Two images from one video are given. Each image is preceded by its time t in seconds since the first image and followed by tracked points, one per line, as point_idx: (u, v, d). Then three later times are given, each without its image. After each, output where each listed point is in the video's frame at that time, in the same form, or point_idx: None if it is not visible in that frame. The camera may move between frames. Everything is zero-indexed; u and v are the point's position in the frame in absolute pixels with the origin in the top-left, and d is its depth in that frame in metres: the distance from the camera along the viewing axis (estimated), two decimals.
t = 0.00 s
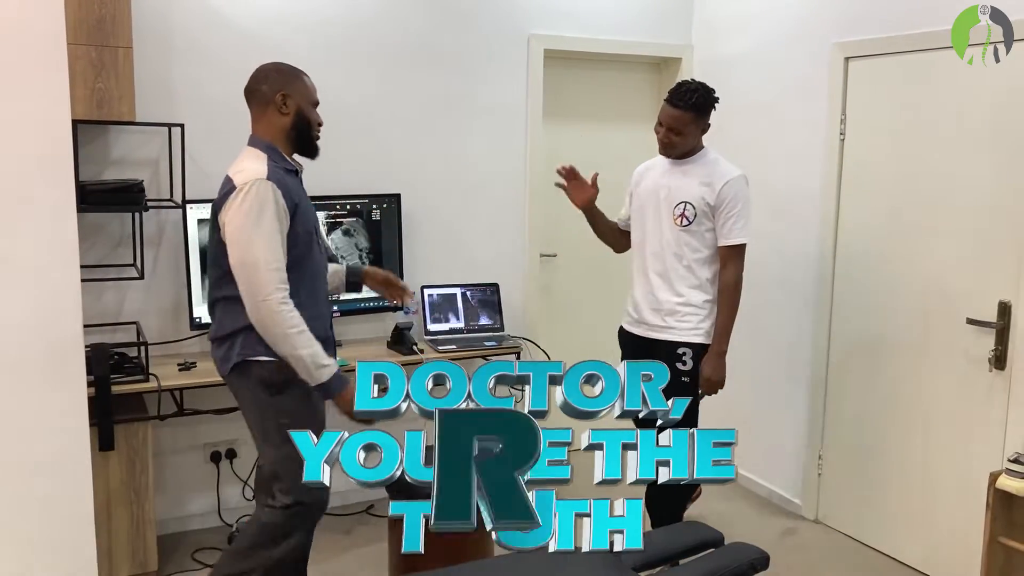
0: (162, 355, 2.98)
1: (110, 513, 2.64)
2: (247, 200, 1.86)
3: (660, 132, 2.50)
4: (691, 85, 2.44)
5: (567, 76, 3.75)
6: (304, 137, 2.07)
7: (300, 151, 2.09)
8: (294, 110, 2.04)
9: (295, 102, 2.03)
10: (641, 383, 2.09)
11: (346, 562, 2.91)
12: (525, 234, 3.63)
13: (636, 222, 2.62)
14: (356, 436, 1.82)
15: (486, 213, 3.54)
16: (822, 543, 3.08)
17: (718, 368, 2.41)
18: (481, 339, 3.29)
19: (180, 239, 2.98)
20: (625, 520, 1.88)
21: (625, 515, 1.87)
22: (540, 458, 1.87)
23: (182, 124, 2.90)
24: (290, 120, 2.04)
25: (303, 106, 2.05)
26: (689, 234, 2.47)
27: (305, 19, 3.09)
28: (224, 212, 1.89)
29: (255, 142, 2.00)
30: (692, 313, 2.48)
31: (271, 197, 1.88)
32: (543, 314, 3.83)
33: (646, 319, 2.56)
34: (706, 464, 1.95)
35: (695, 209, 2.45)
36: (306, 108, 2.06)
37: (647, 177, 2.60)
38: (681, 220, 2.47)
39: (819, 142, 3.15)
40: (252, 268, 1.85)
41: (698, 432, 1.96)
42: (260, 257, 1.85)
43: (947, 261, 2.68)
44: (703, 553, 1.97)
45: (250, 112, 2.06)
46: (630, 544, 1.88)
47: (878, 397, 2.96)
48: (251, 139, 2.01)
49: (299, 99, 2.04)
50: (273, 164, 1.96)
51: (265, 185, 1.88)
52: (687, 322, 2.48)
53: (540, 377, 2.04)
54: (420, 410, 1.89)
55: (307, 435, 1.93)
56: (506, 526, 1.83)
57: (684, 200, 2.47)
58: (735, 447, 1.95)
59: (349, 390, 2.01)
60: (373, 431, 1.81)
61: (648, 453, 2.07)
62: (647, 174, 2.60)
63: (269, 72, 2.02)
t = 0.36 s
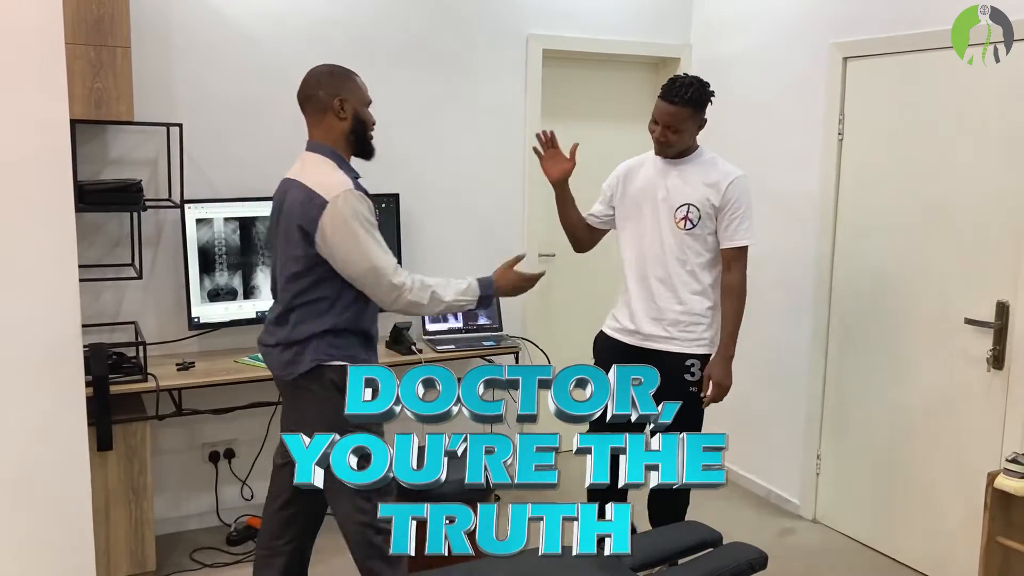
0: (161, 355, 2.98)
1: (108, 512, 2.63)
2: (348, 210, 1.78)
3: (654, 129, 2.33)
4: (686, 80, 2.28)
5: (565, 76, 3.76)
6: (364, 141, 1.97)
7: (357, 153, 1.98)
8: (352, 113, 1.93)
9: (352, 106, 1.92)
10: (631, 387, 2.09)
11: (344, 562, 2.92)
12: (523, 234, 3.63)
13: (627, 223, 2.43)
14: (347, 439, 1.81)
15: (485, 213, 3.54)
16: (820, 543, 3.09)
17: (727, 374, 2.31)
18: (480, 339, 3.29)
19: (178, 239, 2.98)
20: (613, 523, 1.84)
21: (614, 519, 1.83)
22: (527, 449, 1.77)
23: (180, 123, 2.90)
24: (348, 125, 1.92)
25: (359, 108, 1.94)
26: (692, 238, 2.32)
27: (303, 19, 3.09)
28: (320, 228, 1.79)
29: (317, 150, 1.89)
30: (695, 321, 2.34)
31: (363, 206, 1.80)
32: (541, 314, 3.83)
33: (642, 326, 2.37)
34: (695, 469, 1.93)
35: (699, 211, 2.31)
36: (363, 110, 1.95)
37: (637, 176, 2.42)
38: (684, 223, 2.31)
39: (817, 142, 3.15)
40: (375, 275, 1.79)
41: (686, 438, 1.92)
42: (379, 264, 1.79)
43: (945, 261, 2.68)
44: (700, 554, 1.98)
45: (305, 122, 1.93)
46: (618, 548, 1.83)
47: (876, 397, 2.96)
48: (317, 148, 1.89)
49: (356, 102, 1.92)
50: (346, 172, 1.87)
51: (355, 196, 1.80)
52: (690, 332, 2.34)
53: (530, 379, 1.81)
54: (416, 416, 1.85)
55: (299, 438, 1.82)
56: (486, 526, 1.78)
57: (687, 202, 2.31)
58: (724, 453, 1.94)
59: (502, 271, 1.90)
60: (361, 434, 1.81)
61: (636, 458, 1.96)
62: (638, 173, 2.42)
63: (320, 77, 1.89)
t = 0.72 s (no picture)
0: (160, 355, 2.97)
1: (106, 512, 2.63)
2: (452, 217, 1.83)
3: (622, 135, 2.17)
4: (651, 81, 2.15)
5: (564, 77, 3.76)
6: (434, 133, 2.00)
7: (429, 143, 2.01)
8: (427, 108, 1.94)
9: (429, 101, 1.93)
10: (631, 383, 1.95)
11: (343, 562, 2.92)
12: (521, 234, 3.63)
13: (598, 237, 2.24)
14: (344, 436, 1.76)
15: (484, 213, 3.54)
16: (818, 543, 3.09)
17: (736, 371, 2.32)
18: (478, 339, 3.29)
19: (176, 239, 2.98)
20: (614, 524, 1.79)
21: (614, 520, 1.78)
22: (526, 447, 1.74)
23: (179, 123, 2.90)
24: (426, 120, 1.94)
25: (434, 101, 1.96)
26: (673, 247, 2.21)
27: (302, 19, 3.09)
28: (426, 237, 1.82)
29: (394, 148, 1.88)
30: (682, 332, 2.25)
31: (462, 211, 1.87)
32: (540, 315, 3.83)
33: (630, 344, 2.23)
34: (700, 468, 1.84)
35: (677, 217, 2.19)
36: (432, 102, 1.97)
37: (601, 186, 2.22)
38: (665, 233, 2.18)
39: (816, 142, 3.15)
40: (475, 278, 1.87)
41: (689, 436, 1.86)
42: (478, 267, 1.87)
43: (944, 260, 2.68)
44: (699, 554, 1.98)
45: (379, 122, 1.91)
46: (619, 549, 1.79)
47: (874, 397, 2.96)
48: (408, 145, 1.89)
49: (432, 97, 1.94)
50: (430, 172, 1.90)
51: (456, 203, 1.85)
52: (679, 344, 2.25)
53: (529, 376, 1.79)
54: (416, 414, 1.85)
55: (295, 436, 1.78)
56: (484, 526, 1.74)
57: (665, 211, 2.17)
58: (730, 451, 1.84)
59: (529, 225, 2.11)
60: (362, 431, 1.76)
61: (637, 456, 1.85)
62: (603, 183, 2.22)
63: (394, 75, 1.88)
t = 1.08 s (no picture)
0: (159, 355, 2.97)
1: (105, 512, 2.63)
2: (478, 210, 1.77)
3: (586, 144, 1.94)
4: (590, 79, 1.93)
5: (563, 77, 3.76)
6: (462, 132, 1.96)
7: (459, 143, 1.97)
8: (456, 106, 1.91)
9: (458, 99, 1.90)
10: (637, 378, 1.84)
11: (342, 562, 2.92)
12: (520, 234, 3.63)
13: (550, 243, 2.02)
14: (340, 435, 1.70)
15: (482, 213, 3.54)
16: (817, 543, 3.09)
17: (694, 358, 2.20)
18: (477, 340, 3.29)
19: (175, 238, 2.98)
20: (618, 523, 1.76)
21: (617, 518, 1.75)
22: (527, 445, 1.75)
23: (178, 123, 2.90)
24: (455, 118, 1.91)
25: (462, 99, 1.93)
26: (628, 245, 2.05)
27: (301, 19, 3.09)
28: (453, 233, 1.78)
29: (423, 146, 1.85)
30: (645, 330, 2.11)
31: (490, 203, 1.80)
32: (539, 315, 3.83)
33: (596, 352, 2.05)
34: (704, 466, 1.80)
35: (631, 213, 2.04)
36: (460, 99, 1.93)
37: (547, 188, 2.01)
38: (621, 230, 2.02)
39: (815, 142, 3.15)
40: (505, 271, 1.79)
41: (694, 432, 1.83)
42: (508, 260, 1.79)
43: (943, 260, 2.68)
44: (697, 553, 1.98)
45: (409, 123, 1.88)
46: (622, 548, 1.77)
47: (873, 397, 2.96)
48: (437, 144, 1.85)
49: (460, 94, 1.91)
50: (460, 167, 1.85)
51: (482, 195, 1.79)
52: (643, 343, 2.10)
53: (530, 374, 1.80)
54: (413, 410, 1.82)
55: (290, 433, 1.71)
56: (484, 527, 1.74)
57: (618, 207, 2.01)
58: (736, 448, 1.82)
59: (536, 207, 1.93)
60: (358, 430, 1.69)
61: (642, 454, 1.90)
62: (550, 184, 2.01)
63: (416, 75, 1.85)
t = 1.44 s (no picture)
0: (158, 355, 2.98)
1: (104, 512, 2.63)
2: (490, 197, 1.75)
3: (563, 149, 1.83)
4: (557, 79, 1.81)
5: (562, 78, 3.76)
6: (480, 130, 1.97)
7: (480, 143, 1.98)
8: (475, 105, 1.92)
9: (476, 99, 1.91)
10: (639, 373, 1.82)
11: (340, 562, 2.92)
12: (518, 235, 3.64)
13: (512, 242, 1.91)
14: (339, 429, 1.74)
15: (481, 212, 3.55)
16: (815, 543, 3.10)
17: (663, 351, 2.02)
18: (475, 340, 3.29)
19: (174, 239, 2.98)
20: (622, 521, 1.80)
21: (621, 516, 1.79)
22: (528, 441, 1.78)
23: (177, 123, 2.90)
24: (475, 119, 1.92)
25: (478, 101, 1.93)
26: (594, 246, 1.94)
27: (300, 20, 3.10)
28: (466, 220, 1.77)
29: (445, 142, 1.85)
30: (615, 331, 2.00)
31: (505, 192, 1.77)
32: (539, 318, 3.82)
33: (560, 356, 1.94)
34: (708, 462, 1.82)
35: (597, 213, 1.93)
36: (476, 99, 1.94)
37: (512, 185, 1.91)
38: (587, 230, 1.92)
39: (813, 142, 3.16)
40: (511, 261, 1.74)
41: (698, 427, 1.84)
42: (517, 251, 1.75)
43: (941, 260, 2.68)
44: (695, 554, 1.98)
45: (431, 126, 1.88)
46: (627, 546, 1.80)
47: (871, 397, 2.97)
48: (457, 141, 1.84)
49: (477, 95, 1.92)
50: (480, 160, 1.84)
51: (499, 183, 1.77)
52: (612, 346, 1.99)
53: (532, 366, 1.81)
54: (412, 405, 1.80)
55: (288, 430, 1.79)
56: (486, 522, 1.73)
57: (585, 207, 1.91)
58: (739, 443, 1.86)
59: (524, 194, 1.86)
60: (358, 424, 1.71)
61: (645, 449, 1.88)
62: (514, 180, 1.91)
63: (436, 74, 1.84)
